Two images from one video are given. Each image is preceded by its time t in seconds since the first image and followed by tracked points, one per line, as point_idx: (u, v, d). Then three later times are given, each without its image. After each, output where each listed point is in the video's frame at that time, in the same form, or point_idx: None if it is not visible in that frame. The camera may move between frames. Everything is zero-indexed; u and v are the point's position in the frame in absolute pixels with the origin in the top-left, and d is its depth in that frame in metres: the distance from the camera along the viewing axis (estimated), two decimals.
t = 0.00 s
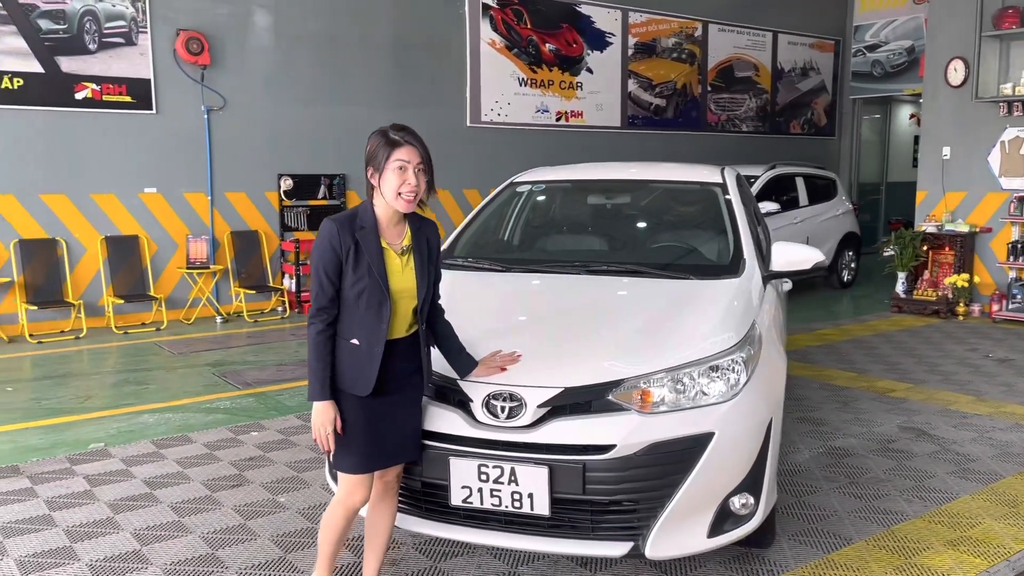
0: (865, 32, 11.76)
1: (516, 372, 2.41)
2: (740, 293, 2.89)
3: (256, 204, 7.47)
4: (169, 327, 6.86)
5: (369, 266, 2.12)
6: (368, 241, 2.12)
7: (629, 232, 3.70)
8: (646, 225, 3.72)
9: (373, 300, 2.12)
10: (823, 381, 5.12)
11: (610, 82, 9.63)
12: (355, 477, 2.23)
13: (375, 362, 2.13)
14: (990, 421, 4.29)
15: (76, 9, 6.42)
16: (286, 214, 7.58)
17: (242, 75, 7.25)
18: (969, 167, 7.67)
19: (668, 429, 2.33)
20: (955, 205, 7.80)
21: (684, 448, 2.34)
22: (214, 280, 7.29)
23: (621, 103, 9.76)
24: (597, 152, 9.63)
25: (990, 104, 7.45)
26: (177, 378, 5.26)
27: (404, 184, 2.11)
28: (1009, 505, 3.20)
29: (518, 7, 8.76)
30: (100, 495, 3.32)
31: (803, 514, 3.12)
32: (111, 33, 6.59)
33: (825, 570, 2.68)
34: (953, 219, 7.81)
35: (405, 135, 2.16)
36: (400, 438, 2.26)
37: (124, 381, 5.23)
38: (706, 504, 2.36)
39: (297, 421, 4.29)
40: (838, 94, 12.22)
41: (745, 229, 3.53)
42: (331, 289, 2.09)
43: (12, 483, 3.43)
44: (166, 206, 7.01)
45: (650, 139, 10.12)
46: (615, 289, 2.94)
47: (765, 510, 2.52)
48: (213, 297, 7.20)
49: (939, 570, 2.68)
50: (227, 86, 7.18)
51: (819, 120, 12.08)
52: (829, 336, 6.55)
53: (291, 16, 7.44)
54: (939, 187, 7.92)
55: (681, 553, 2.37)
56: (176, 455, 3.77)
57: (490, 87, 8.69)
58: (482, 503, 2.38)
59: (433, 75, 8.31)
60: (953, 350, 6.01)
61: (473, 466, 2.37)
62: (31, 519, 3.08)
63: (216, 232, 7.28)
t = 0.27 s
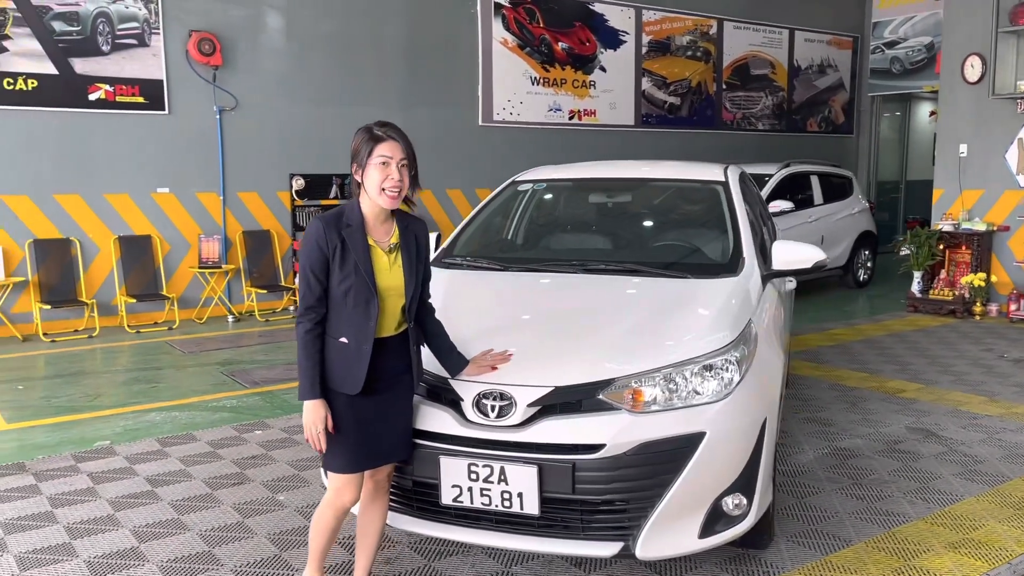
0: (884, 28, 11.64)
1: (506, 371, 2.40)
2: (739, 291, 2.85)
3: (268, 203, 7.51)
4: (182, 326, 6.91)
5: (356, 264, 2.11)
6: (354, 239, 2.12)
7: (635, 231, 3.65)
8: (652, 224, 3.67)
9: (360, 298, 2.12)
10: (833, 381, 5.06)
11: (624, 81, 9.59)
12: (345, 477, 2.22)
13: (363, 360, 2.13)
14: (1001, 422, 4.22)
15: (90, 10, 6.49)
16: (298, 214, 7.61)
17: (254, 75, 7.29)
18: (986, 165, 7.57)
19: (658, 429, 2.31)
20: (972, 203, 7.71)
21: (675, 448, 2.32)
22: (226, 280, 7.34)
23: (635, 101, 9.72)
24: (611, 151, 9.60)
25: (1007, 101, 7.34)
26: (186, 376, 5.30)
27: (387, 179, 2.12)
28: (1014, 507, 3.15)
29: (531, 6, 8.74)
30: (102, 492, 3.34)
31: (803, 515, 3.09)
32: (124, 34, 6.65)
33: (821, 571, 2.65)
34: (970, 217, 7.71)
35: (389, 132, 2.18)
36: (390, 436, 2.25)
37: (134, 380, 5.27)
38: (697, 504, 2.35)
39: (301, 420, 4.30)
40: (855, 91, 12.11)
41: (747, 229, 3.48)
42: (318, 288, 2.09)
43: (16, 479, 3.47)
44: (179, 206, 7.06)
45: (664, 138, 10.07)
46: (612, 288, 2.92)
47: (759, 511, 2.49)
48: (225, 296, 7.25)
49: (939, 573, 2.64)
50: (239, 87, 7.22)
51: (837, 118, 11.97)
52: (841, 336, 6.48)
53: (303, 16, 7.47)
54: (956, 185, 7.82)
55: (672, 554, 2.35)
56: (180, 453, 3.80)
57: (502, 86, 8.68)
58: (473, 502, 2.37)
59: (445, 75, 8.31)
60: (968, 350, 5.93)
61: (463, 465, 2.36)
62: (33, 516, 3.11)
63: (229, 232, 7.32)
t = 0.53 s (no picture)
0: (903, 27, 11.55)
1: (502, 371, 2.40)
2: (741, 291, 2.83)
3: (283, 205, 7.56)
4: (197, 326, 6.98)
5: (347, 264, 2.13)
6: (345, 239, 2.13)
7: (644, 232, 3.61)
8: (661, 224, 3.63)
9: (352, 298, 2.13)
10: (844, 382, 5.02)
11: (638, 81, 9.57)
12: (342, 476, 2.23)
13: (356, 359, 2.14)
14: (1013, 424, 4.17)
15: (106, 14, 6.56)
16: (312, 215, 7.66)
17: (268, 77, 7.34)
18: (1005, 164, 7.48)
19: (654, 430, 2.30)
20: (990, 203, 7.62)
21: (671, 448, 2.31)
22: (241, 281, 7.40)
23: (650, 101, 9.69)
24: (625, 151, 9.58)
25: None
26: (198, 376, 5.35)
27: (379, 183, 2.13)
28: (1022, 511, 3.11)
29: (545, 6, 8.75)
30: (110, 490, 3.38)
31: (807, 517, 3.07)
32: (140, 37, 6.72)
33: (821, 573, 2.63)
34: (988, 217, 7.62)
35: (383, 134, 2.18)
36: (385, 435, 2.27)
37: (147, 380, 5.32)
38: (692, 505, 2.34)
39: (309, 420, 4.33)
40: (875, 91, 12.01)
41: (751, 231, 3.46)
42: (311, 289, 2.10)
43: (27, 477, 3.52)
44: (194, 207, 7.13)
45: (680, 138, 10.03)
46: (613, 288, 2.91)
47: (756, 512, 2.48)
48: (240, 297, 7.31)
49: None
50: (254, 89, 7.28)
51: (856, 117, 11.87)
52: (855, 337, 6.43)
53: (317, 19, 7.51)
54: (974, 185, 7.73)
55: (667, 555, 2.35)
56: (188, 452, 3.83)
57: (517, 87, 8.69)
58: (468, 501, 2.38)
59: (458, 76, 8.33)
60: (984, 351, 5.86)
61: (458, 465, 2.37)
62: (41, 513, 3.15)
63: (243, 233, 7.38)
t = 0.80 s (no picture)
0: (927, 26, 11.44)
1: (503, 370, 2.39)
2: (748, 291, 2.81)
3: (300, 207, 7.61)
4: (215, 327, 7.04)
5: (342, 264, 2.14)
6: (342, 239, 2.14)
7: (656, 232, 3.60)
8: (674, 224, 3.61)
9: (347, 297, 2.14)
10: (860, 384, 4.97)
11: (656, 82, 9.53)
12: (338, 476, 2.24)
13: (349, 358, 2.15)
14: None
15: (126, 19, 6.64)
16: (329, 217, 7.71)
17: (286, 80, 7.40)
18: None
19: (656, 429, 2.29)
20: (1013, 204, 7.51)
21: (672, 448, 2.29)
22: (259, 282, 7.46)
23: (668, 102, 9.66)
24: (643, 151, 9.54)
25: None
26: (214, 376, 5.39)
27: (381, 189, 2.13)
28: None
29: (562, 8, 8.74)
30: (121, 488, 3.42)
31: (815, 519, 3.04)
32: (159, 41, 6.80)
33: None
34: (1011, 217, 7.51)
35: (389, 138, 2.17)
36: (381, 435, 2.27)
37: (163, 380, 5.37)
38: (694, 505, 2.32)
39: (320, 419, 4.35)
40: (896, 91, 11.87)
41: (761, 232, 3.43)
42: (306, 288, 2.12)
43: (41, 475, 3.56)
44: (212, 209, 7.19)
45: (698, 138, 9.98)
46: (619, 287, 2.89)
47: (760, 513, 2.46)
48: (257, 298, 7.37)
49: None
50: (271, 92, 7.34)
51: (878, 117, 11.75)
52: (873, 339, 6.36)
53: (334, 21, 7.56)
54: (997, 185, 7.63)
55: (669, 555, 2.33)
56: (200, 451, 3.87)
57: (533, 88, 8.69)
58: (469, 501, 2.38)
59: (475, 77, 8.34)
60: (1004, 353, 5.77)
61: (459, 464, 2.37)
62: (53, 510, 3.18)
63: (261, 235, 7.44)
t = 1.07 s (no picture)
0: (944, 25, 11.37)
1: (506, 368, 2.38)
2: (756, 290, 2.78)
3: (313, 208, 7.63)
4: (228, 328, 7.07)
5: (342, 260, 2.13)
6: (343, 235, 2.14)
7: (667, 231, 3.58)
8: (685, 223, 3.59)
9: (346, 293, 2.14)
10: (874, 385, 4.92)
11: (669, 82, 9.50)
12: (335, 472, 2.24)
13: (346, 355, 2.14)
14: None
15: (140, 22, 6.69)
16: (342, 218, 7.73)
17: (299, 82, 7.42)
18: None
19: (659, 428, 2.27)
20: None
21: (676, 447, 2.28)
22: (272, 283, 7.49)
23: (682, 103, 9.61)
24: (657, 152, 9.50)
25: None
26: (225, 377, 5.41)
27: (388, 195, 2.12)
28: None
29: (575, 9, 8.73)
30: (130, 487, 3.43)
31: (825, 520, 3.00)
32: (173, 44, 6.85)
33: None
34: None
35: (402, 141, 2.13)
36: (379, 433, 2.26)
37: (175, 380, 5.40)
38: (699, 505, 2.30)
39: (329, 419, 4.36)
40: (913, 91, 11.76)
41: (771, 231, 3.39)
42: (306, 283, 2.12)
43: (51, 473, 3.58)
44: (225, 211, 7.22)
45: (712, 139, 9.92)
46: (626, 285, 2.87)
47: (766, 513, 2.43)
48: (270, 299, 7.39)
49: None
50: (284, 94, 7.37)
51: (894, 118, 11.65)
52: (888, 340, 6.30)
53: (347, 23, 7.58)
54: (1015, 185, 7.54)
55: (673, 555, 2.31)
56: (209, 450, 3.88)
57: (546, 89, 8.68)
58: (472, 499, 2.37)
59: (487, 78, 8.34)
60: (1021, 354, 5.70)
61: (462, 461, 2.36)
62: (62, 508, 3.20)
63: (274, 236, 7.47)
